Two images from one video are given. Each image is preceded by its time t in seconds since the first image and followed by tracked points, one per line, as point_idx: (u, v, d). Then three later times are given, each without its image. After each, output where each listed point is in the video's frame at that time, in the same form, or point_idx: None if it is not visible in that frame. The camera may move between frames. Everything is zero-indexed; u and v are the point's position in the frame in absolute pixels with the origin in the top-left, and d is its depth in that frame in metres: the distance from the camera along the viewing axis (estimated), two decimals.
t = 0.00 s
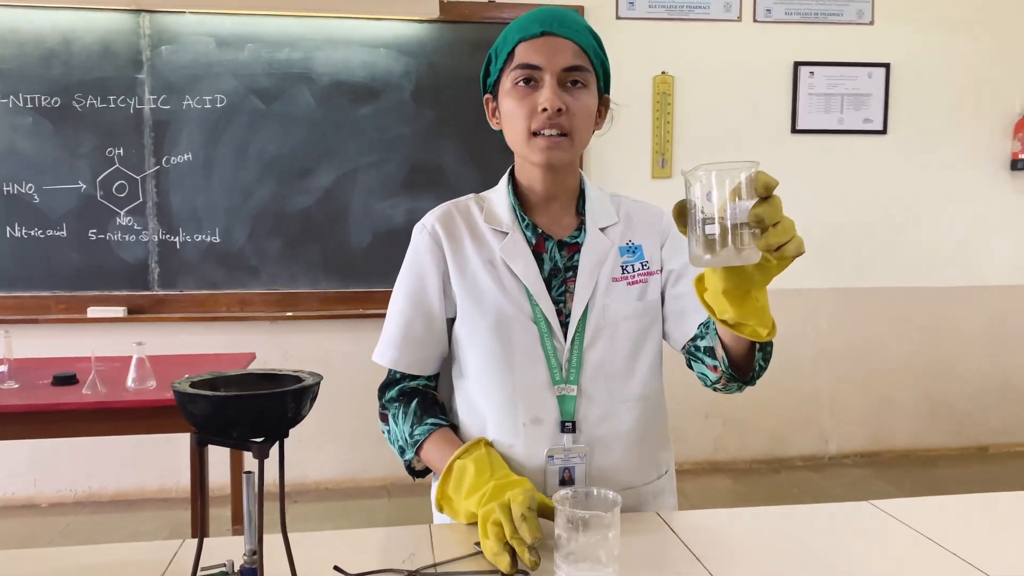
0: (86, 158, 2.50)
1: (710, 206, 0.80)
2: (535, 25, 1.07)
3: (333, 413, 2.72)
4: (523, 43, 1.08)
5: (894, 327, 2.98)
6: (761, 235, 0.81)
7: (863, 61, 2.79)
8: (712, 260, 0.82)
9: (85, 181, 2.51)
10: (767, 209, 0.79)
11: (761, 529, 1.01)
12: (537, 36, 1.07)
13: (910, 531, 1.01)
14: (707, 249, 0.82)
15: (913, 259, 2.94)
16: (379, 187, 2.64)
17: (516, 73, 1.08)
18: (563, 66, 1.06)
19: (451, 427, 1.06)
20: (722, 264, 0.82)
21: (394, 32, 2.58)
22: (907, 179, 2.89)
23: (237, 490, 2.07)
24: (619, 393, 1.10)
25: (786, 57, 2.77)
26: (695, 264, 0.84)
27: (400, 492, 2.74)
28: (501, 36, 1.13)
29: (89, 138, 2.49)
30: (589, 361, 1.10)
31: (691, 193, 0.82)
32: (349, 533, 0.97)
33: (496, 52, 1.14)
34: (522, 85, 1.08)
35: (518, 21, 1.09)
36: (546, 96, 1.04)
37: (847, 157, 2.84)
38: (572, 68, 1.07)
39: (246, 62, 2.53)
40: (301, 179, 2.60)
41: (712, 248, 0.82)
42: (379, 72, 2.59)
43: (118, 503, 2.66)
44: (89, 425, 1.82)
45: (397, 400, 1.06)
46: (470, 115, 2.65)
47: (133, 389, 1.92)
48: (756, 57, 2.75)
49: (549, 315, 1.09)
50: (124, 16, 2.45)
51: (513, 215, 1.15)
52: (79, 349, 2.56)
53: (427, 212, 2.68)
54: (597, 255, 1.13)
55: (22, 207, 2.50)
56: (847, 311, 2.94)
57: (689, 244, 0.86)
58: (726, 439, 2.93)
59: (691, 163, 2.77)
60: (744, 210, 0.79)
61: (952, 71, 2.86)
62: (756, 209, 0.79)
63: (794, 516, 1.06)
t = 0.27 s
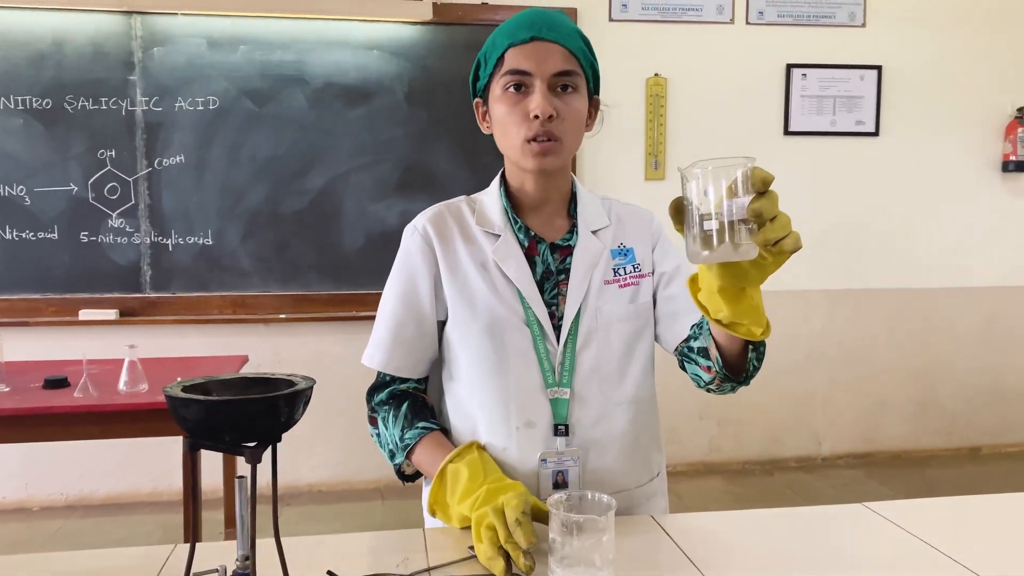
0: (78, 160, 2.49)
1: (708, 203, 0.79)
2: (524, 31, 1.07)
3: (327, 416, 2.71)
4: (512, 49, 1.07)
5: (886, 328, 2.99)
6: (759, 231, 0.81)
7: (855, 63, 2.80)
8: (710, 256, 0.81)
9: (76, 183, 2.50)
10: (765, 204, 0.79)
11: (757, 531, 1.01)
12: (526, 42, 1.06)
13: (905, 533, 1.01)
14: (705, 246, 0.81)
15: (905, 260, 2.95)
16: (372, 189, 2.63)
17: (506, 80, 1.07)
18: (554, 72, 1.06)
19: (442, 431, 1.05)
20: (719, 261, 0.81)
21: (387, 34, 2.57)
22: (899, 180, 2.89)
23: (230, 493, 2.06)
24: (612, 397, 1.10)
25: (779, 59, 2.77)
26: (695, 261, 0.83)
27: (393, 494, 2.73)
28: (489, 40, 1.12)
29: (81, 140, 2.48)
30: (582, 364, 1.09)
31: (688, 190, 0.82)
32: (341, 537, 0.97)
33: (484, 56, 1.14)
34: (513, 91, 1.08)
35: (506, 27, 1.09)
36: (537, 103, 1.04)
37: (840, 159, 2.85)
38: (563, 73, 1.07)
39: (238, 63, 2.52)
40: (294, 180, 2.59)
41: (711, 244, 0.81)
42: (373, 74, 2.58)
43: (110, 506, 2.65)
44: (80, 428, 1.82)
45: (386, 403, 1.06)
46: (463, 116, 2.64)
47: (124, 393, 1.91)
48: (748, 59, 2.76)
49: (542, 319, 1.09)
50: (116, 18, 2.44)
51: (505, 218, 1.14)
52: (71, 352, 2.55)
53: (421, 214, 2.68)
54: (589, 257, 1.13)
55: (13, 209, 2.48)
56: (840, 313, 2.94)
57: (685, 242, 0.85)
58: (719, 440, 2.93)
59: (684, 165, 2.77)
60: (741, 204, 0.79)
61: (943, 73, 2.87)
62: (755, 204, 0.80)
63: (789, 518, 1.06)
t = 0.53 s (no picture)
0: (69, 162, 2.48)
1: (697, 210, 0.80)
2: (510, 37, 1.06)
3: (320, 418, 2.70)
4: (498, 55, 1.07)
5: (880, 329, 2.99)
6: (746, 238, 0.81)
7: (848, 64, 2.80)
8: (698, 262, 0.81)
9: (68, 185, 2.49)
10: (754, 213, 0.80)
11: (749, 534, 1.00)
12: (513, 48, 1.06)
13: (898, 536, 1.01)
14: (692, 252, 0.82)
15: (899, 261, 2.95)
16: (366, 191, 2.62)
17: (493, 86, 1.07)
18: (541, 78, 1.05)
19: (432, 435, 1.05)
20: (707, 268, 0.81)
21: (380, 35, 2.57)
22: (892, 181, 2.90)
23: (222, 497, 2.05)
24: (603, 399, 1.10)
25: (772, 60, 2.77)
26: (681, 267, 0.84)
27: (387, 497, 2.72)
28: (476, 44, 1.11)
29: (72, 141, 2.47)
30: (572, 367, 1.09)
31: (677, 197, 0.82)
32: (331, 542, 0.96)
33: (472, 60, 1.13)
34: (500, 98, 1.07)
35: (492, 32, 1.08)
36: (524, 110, 1.04)
37: (833, 160, 2.85)
38: (550, 79, 1.06)
39: (230, 65, 2.51)
40: (287, 182, 2.58)
41: (697, 250, 0.82)
42: (365, 75, 2.57)
43: (102, 510, 2.63)
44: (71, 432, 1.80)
45: (376, 407, 1.05)
46: (457, 118, 2.64)
47: (115, 396, 1.90)
48: (742, 60, 2.76)
49: (532, 321, 1.08)
50: (107, 19, 2.43)
51: (495, 220, 1.14)
52: (62, 355, 2.53)
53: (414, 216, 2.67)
54: (579, 260, 1.13)
55: (3, 211, 2.47)
56: (833, 314, 2.95)
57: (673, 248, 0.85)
58: (713, 442, 2.93)
59: (677, 167, 2.77)
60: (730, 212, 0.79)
61: (936, 74, 2.87)
62: (744, 212, 0.80)
63: (781, 521, 1.05)
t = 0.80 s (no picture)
0: (61, 161, 2.47)
1: (684, 209, 0.79)
2: (501, 35, 1.04)
3: (314, 418, 2.69)
4: (489, 53, 1.05)
5: (876, 326, 2.99)
6: (735, 238, 0.80)
7: (843, 62, 2.80)
8: (687, 263, 0.81)
9: (60, 185, 2.47)
10: (739, 212, 0.78)
11: (743, 534, 1.00)
12: (504, 46, 1.04)
13: (893, 535, 1.00)
14: (681, 251, 0.81)
15: (894, 259, 2.95)
16: (360, 190, 2.61)
17: (484, 84, 1.06)
18: (532, 77, 1.04)
19: (422, 435, 1.04)
20: (695, 268, 0.81)
21: (373, 33, 2.56)
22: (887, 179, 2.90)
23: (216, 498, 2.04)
24: (593, 399, 1.09)
25: (767, 58, 2.77)
26: (671, 267, 0.83)
27: (382, 497, 2.71)
28: (467, 40, 1.10)
29: (64, 141, 2.46)
30: (562, 366, 1.08)
31: (664, 196, 0.81)
32: (321, 544, 0.95)
33: (462, 56, 1.12)
34: (490, 96, 1.06)
35: (483, 28, 1.06)
36: (514, 109, 1.03)
37: (828, 158, 2.85)
38: (542, 79, 1.05)
39: (223, 64, 2.50)
40: (280, 181, 2.57)
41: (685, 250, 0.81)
42: (359, 74, 2.56)
43: (95, 511, 2.62)
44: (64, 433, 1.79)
45: (366, 407, 1.04)
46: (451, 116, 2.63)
47: (108, 397, 1.89)
48: (737, 58, 2.75)
49: (522, 320, 1.08)
50: (99, 18, 2.42)
51: (484, 218, 1.13)
52: (54, 355, 2.52)
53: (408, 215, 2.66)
54: (569, 258, 1.12)
55: None
56: (829, 312, 2.94)
57: (662, 248, 0.85)
58: (709, 440, 2.92)
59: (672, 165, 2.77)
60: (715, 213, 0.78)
61: (931, 72, 2.87)
62: (729, 211, 0.78)
63: (775, 520, 1.05)
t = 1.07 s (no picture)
0: (55, 157, 2.45)
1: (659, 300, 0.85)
2: (493, 37, 1.02)
3: (311, 415, 2.68)
4: (482, 55, 1.03)
5: (874, 322, 2.98)
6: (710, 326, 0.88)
7: (841, 57, 2.79)
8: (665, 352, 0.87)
9: (55, 181, 2.46)
10: (714, 301, 0.86)
11: (740, 531, 0.99)
12: (496, 49, 1.02)
13: (892, 532, 1.00)
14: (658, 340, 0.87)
15: (892, 254, 2.94)
16: (356, 185, 2.60)
17: (478, 87, 1.04)
18: (526, 79, 1.03)
19: (417, 430, 1.03)
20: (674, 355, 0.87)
21: (370, 28, 2.54)
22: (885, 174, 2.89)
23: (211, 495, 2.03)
24: (588, 395, 1.08)
25: (765, 53, 2.76)
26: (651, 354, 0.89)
27: (379, 494, 2.71)
28: (457, 39, 1.07)
29: (58, 137, 2.44)
30: (557, 361, 1.07)
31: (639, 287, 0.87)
32: (315, 541, 0.95)
33: (454, 55, 1.09)
34: (484, 98, 1.04)
35: (474, 29, 1.04)
36: (510, 113, 1.02)
37: (826, 153, 2.84)
38: (536, 80, 1.04)
39: (219, 59, 2.48)
40: (276, 177, 2.56)
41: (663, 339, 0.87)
42: (356, 69, 2.55)
43: (91, 508, 2.61)
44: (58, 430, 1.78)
45: (360, 403, 1.03)
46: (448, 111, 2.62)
47: (103, 393, 1.88)
48: (734, 53, 2.74)
49: (516, 313, 1.07)
50: (93, 13, 2.40)
51: (479, 212, 1.12)
52: (49, 352, 2.51)
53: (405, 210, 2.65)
54: (565, 253, 1.11)
55: None
56: (827, 308, 2.94)
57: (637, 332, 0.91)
58: (707, 436, 2.92)
59: (670, 160, 2.76)
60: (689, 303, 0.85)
61: (929, 67, 2.86)
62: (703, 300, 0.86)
63: (772, 517, 1.04)
